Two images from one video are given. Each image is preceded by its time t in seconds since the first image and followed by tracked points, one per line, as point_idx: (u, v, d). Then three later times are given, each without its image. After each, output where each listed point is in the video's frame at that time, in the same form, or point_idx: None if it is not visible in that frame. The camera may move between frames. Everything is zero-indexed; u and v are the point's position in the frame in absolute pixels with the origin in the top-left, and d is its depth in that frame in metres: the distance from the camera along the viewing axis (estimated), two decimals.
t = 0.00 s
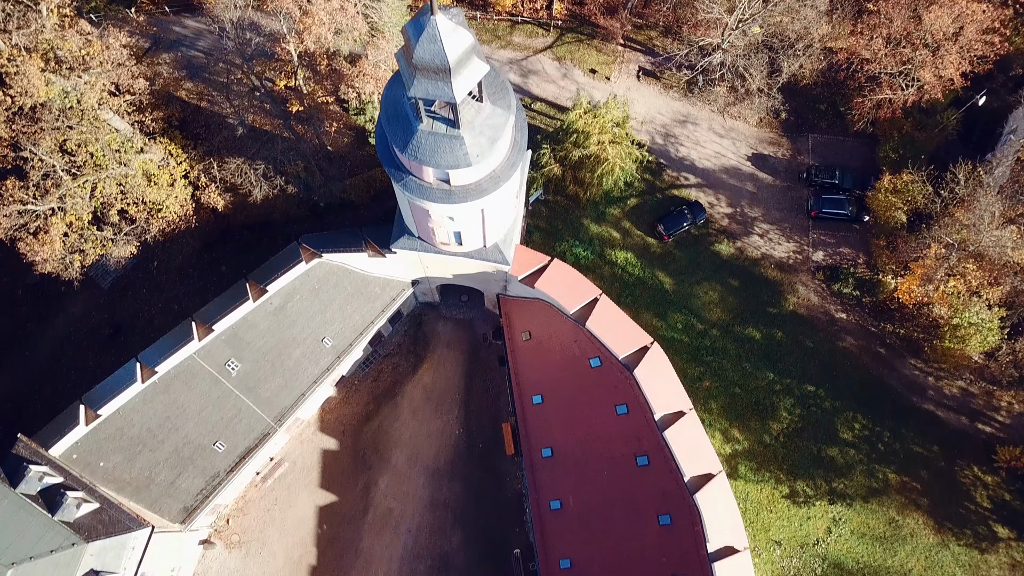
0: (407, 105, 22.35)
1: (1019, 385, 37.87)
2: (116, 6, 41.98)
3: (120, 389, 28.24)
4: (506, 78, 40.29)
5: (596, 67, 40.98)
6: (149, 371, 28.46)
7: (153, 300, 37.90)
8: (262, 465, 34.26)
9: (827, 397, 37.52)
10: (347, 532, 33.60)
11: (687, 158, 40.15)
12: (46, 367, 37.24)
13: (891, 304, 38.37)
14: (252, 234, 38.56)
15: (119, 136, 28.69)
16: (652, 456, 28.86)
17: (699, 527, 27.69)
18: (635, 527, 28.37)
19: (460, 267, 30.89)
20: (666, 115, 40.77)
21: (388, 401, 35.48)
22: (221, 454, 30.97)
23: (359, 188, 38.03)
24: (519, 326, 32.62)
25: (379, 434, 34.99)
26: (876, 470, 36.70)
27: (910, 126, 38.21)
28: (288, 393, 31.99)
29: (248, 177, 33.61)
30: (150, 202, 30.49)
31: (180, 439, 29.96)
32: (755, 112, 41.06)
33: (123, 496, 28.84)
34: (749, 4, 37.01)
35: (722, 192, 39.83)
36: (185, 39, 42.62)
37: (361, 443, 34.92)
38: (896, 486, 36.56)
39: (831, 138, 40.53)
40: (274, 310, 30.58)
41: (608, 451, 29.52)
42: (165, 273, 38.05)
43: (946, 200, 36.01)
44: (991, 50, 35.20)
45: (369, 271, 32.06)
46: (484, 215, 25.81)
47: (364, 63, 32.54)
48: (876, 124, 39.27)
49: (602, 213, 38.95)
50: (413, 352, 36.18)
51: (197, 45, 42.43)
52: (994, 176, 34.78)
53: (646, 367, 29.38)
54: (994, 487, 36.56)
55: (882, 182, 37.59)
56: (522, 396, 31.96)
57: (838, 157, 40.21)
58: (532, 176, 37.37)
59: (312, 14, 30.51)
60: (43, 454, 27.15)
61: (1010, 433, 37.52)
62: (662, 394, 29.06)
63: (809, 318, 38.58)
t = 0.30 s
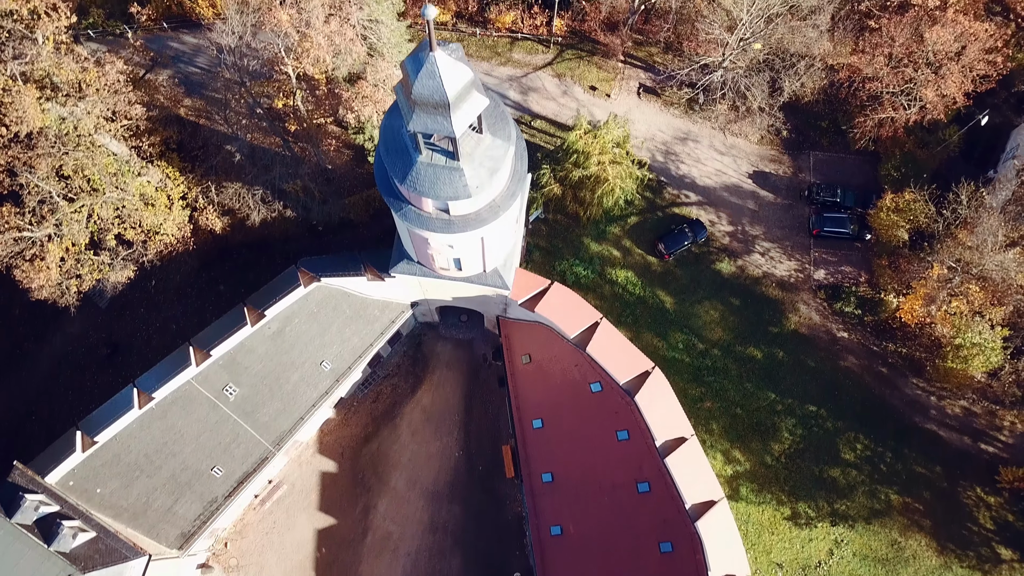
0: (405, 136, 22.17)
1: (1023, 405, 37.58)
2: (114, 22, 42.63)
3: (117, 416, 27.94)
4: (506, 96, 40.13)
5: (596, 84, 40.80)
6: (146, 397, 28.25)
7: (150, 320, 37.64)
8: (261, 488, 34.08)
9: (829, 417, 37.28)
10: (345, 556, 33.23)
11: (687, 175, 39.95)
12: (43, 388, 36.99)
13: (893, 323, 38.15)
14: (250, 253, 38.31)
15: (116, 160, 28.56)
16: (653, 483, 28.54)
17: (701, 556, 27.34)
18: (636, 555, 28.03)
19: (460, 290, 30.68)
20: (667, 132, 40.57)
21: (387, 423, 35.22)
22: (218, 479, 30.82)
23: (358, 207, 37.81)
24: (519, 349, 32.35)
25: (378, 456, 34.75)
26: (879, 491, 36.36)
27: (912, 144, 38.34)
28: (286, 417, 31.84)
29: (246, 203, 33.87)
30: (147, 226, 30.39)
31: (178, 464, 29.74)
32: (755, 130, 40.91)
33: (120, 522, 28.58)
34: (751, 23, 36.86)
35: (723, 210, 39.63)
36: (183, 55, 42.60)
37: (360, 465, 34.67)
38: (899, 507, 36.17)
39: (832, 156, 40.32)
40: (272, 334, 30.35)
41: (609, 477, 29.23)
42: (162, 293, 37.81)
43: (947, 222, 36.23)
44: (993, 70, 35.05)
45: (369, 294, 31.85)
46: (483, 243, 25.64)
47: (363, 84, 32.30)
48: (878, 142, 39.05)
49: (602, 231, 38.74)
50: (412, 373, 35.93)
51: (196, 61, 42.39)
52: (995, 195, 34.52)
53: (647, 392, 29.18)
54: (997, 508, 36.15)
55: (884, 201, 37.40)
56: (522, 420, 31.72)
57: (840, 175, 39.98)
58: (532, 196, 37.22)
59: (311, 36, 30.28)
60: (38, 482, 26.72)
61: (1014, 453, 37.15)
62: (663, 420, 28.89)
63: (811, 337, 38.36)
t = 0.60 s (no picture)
0: (405, 168, 21.95)
1: None
2: (112, 38, 42.51)
3: (112, 445, 27.50)
4: (506, 114, 39.99)
5: (596, 101, 40.63)
6: (143, 425, 27.88)
7: (148, 340, 37.40)
8: (258, 512, 33.78)
9: (831, 438, 37.05)
10: None
11: (688, 194, 39.74)
12: (40, 410, 36.75)
13: (895, 343, 37.96)
14: (249, 273, 38.06)
15: (112, 185, 28.34)
16: (654, 511, 28.28)
17: None
18: None
19: (459, 314, 30.41)
20: (667, 150, 40.34)
21: (386, 446, 34.97)
22: (216, 505, 30.60)
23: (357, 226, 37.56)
24: (519, 373, 32.17)
25: (377, 480, 34.51)
26: (881, 513, 36.05)
27: (914, 163, 38.13)
28: (285, 442, 31.67)
29: (244, 228, 34.00)
30: (145, 250, 30.17)
31: (175, 491, 29.51)
32: (757, 148, 40.72)
33: (117, 550, 28.33)
34: (752, 42, 36.73)
35: (724, 228, 39.41)
36: (181, 72, 42.49)
37: (359, 488, 34.43)
38: (902, 529, 35.85)
39: (834, 174, 40.08)
40: (270, 360, 30.11)
41: (610, 503, 29.01)
42: (160, 313, 37.58)
43: (949, 241, 35.91)
44: (996, 90, 34.84)
45: (368, 318, 31.62)
46: (483, 272, 25.40)
47: (362, 106, 32.07)
48: (880, 161, 38.81)
49: (603, 251, 38.53)
50: (412, 395, 35.70)
51: (194, 78, 42.28)
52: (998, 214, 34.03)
53: (648, 419, 28.70)
54: (1000, 530, 35.82)
55: (887, 220, 37.17)
56: (522, 445, 31.53)
57: (842, 194, 39.73)
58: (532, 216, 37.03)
59: (309, 60, 30.04)
60: (34, 511, 26.35)
61: (1016, 474, 36.83)
62: (664, 447, 28.44)
63: (812, 357, 38.14)
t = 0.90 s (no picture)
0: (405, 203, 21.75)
1: None
2: (110, 56, 42.45)
3: (109, 474, 27.30)
4: (506, 133, 39.90)
5: (596, 120, 40.53)
6: (141, 453, 27.79)
7: (146, 362, 37.13)
8: (257, 537, 33.37)
9: (833, 460, 36.65)
10: None
11: (689, 214, 39.49)
12: (36, 432, 36.47)
13: (897, 364, 37.70)
14: (247, 294, 37.77)
15: (110, 212, 28.18)
16: (656, 540, 27.56)
17: None
18: None
19: (458, 340, 30.12)
20: (668, 169, 40.13)
21: (385, 470, 34.74)
22: (214, 533, 30.08)
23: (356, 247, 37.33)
24: (519, 399, 32.06)
25: (377, 504, 34.22)
26: (884, 536, 35.44)
27: (917, 183, 37.70)
28: (283, 468, 31.25)
29: (242, 255, 33.20)
30: (143, 276, 30.01)
31: (173, 519, 29.09)
32: (758, 167, 40.49)
33: None
34: (753, 62, 36.80)
35: (725, 248, 39.17)
36: (180, 90, 42.32)
37: (358, 513, 34.09)
38: (905, 552, 35.22)
39: (836, 193, 39.86)
40: (268, 387, 30.02)
41: (610, 532, 28.42)
42: (158, 335, 37.32)
43: (951, 262, 35.66)
44: (999, 112, 34.61)
45: (365, 343, 31.46)
46: (484, 302, 25.14)
47: (361, 130, 31.85)
48: (883, 180, 38.55)
49: (603, 271, 38.28)
50: (411, 418, 35.46)
51: (192, 96, 42.11)
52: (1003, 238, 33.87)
53: (649, 448, 28.47)
54: (1004, 553, 35.02)
55: (889, 240, 36.94)
56: (523, 472, 31.30)
57: (844, 213, 39.49)
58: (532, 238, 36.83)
59: (307, 85, 29.81)
60: (30, 542, 25.89)
61: (1020, 497, 36.18)
62: (666, 475, 28.21)
63: (814, 378, 37.89)
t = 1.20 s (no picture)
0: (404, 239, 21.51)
1: None
2: (107, 74, 42.31)
3: (105, 505, 27.26)
4: (506, 153, 39.84)
5: (596, 140, 40.37)
6: (138, 484, 27.74)
7: (144, 384, 36.85)
8: (256, 563, 32.80)
9: (836, 483, 36.28)
10: None
11: (690, 234, 39.25)
12: (34, 455, 36.19)
13: (900, 386, 37.42)
14: (245, 315, 37.46)
15: (106, 241, 27.93)
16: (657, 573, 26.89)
17: None
18: None
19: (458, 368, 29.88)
20: (669, 190, 39.87)
21: (384, 495, 34.49)
22: (211, 563, 28.95)
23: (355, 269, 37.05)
24: (519, 426, 31.86)
25: (376, 530, 33.92)
26: (887, 561, 35.04)
27: (919, 204, 37.55)
28: (281, 496, 30.36)
29: (240, 284, 33.05)
30: (140, 303, 29.71)
31: (169, 549, 28.37)
32: (760, 186, 40.24)
33: None
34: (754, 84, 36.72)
35: (726, 268, 38.93)
36: (178, 108, 42.08)
37: (358, 538, 33.79)
38: None
39: (838, 214, 39.59)
40: (266, 416, 29.95)
41: (611, 563, 27.74)
42: (156, 357, 37.03)
43: (954, 283, 35.40)
44: (1003, 135, 34.46)
45: (364, 370, 31.27)
46: (483, 335, 24.90)
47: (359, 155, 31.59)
48: (885, 202, 38.29)
49: (604, 292, 37.94)
50: (410, 443, 35.21)
51: (191, 114, 41.89)
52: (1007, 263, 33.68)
53: (653, 475, 28.52)
54: None
55: (892, 261, 36.70)
56: (523, 501, 30.95)
57: (846, 233, 39.23)
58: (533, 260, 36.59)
59: (305, 112, 29.56)
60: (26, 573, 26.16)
61: None
62: (668, 506, 28.12)
63: (816, 400, 37.62)
